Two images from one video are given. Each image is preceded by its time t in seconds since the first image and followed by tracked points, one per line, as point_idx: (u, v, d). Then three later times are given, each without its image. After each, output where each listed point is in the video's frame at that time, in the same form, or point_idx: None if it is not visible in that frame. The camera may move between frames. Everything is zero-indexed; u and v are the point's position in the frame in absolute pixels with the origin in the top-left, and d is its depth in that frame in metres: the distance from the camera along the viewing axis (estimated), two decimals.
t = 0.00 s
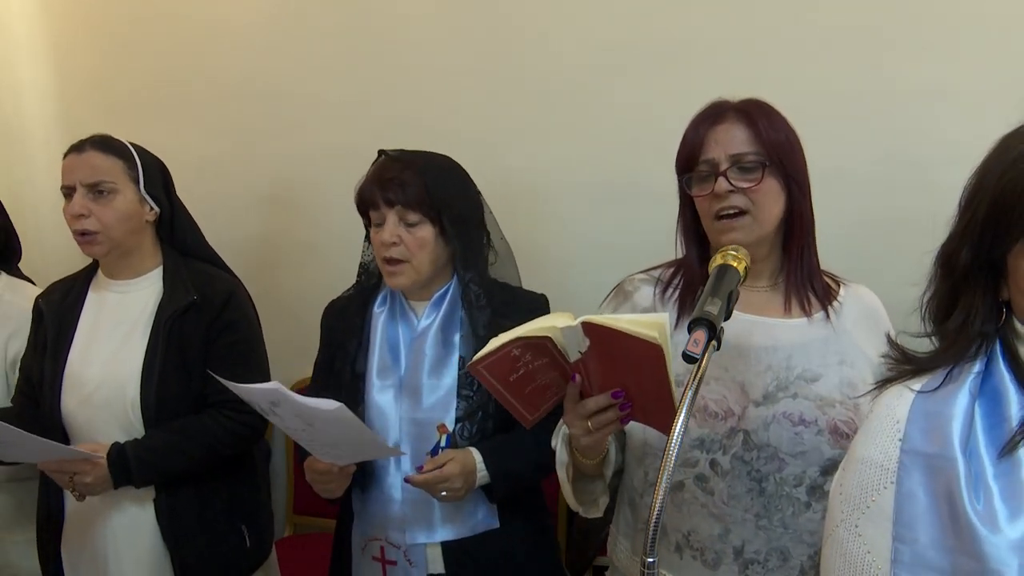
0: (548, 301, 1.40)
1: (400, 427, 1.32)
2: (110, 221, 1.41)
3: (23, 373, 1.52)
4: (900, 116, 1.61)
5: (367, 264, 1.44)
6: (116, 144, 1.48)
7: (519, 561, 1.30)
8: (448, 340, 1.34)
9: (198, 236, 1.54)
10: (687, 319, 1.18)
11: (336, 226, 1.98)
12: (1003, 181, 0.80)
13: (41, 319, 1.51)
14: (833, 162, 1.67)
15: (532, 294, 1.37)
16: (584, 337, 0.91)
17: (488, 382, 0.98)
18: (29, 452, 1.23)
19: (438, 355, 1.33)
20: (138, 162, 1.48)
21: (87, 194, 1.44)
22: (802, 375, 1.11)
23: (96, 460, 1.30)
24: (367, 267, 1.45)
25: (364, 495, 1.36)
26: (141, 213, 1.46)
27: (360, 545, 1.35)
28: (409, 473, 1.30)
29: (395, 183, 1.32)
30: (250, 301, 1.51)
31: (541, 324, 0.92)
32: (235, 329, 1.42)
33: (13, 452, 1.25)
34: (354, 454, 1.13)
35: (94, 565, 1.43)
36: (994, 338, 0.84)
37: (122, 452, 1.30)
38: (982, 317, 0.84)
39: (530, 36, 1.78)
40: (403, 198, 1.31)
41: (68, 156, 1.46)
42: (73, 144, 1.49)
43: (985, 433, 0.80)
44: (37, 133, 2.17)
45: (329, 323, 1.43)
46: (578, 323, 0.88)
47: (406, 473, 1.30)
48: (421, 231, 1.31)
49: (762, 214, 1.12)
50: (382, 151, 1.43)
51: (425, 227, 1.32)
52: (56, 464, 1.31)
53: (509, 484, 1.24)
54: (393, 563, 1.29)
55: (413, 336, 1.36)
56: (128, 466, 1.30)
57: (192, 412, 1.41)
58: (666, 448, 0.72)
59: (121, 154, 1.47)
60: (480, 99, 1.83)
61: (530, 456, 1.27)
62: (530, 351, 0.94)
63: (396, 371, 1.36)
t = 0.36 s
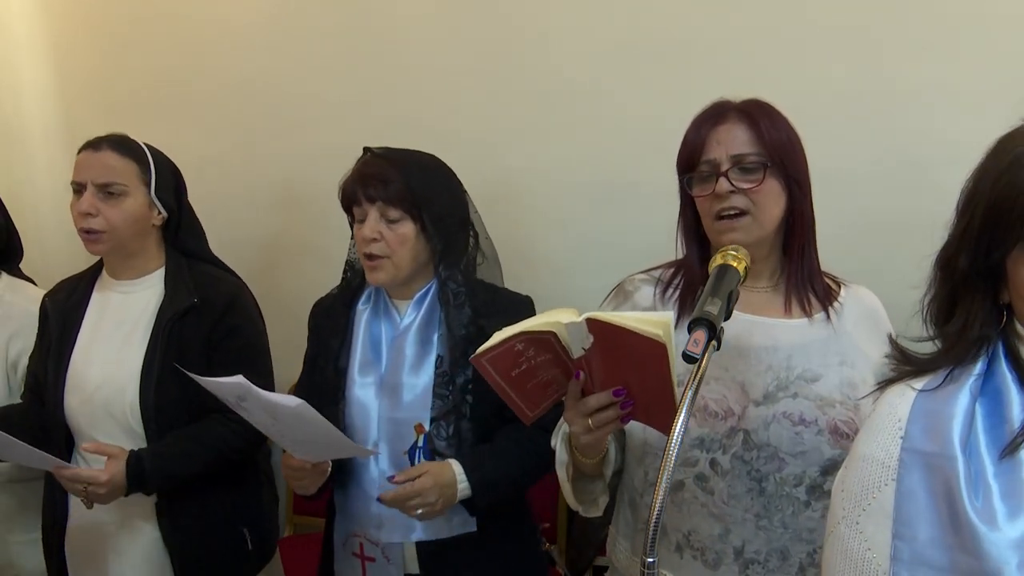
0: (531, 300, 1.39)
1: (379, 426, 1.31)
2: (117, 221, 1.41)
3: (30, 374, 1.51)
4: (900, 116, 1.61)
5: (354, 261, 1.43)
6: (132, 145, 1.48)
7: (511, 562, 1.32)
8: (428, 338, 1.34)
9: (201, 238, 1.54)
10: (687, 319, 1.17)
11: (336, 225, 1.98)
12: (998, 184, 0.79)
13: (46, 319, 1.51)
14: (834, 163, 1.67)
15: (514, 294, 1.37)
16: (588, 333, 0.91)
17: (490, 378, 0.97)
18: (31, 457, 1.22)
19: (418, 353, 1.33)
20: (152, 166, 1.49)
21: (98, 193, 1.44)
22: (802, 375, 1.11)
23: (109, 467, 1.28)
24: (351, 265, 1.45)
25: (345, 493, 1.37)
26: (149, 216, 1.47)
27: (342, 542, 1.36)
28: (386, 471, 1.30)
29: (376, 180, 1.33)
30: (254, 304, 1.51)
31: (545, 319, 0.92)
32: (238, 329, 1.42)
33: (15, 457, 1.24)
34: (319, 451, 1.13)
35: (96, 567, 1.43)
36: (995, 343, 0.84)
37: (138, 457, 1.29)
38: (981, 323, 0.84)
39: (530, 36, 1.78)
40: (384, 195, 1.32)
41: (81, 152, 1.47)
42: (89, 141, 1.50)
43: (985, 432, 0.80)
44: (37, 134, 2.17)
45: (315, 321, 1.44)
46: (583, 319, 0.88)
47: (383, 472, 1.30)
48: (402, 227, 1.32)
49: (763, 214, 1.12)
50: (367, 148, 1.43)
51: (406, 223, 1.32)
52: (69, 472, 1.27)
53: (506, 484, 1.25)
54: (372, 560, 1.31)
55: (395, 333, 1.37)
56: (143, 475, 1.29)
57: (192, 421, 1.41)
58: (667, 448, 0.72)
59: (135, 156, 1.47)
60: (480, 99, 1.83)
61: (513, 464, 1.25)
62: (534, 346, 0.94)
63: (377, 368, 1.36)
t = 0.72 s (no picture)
0: (522, 301, 1.39)
1: (364, 421, 1.32)
2: (127, 223, 1.42)
3: (42, 375, 1.52)
4: (899, 117, 1.61)
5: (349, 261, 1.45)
6: (150, 147, 1.50)
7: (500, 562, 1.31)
8: (416, 336, 1.34)
9: (211, 242, 1.54)
10: (688, 319, 1.17)
11: (336, 225, 1.98)
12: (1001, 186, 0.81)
13: (55, 321, 1.52)
14: (835, 163, 1.67)
15: (505, 295, 1.37)
16: (593, 330, 0.91)
17: (494, 375, 0.95)
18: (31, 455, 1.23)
19: (406, 351, 1.33)
20: (167, 171, 1.50)
21: (111, 194, 1.45)
22: (803, 375, 1.11)
23: (110, 462, 1.29)
24: (347, 265, 1.47)
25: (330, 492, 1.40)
26: (160, 221, 1.47)
27: (333, 540, 1.38)
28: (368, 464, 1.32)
29: (375, 176, 1.34)
30: (260, 308, 1.51)
31: (551, 314, 0.91)
32: (240, 330, 1.42)
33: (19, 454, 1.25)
34: (306, 444, 1.11)
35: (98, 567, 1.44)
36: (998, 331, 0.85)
37: (140, 457, 1.28)
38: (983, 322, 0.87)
39: (530, 36, 1.78)
40: (381, 190, 1.32)
41: (98, 151, 1.48)
42: (106, 141, 1.51)
43: (985, 430, 0.80)
44: (38, 133, 2.16)
45: (310, 319, 1.45)
46: (588, 314, 0.88)
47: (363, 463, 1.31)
48: (396, 224, 1.32)
49: (764, 215, 1.12)
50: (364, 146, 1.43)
51: (401, 220, 1.32)
52: (70, 470, 1.27)
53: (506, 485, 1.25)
54: (364, 556, 1.33)
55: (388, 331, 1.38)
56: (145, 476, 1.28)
57: (191, 423, 1.40)
58: (667, 447, 0.72)
59: (151, 158, 1.48)
60: (481, 99, 1.83)
61: (468, 465, 1.23)
62: (537, 342, 0.94)
63: (369, 365, 1.36)
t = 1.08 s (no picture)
0: (520, 302, 1.39)
1: (355, 419, 1.33)
2: (138, 231, 1.42)
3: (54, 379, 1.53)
4: (898, 117, 1.62)
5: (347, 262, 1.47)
6: (160, 153, 1.50)
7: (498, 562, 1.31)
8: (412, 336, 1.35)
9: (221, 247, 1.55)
10: (688, 318, 1.18)
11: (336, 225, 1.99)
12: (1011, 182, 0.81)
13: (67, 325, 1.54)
14: (835, 163, 1.67)
15: (500, 295, 1.37)
16: (594, 327, 0.91)
17: (495, 370, 0.95)
18: (35, 451, 1.22)
19: (401, 350, 1.34)
20: (177, 177, 1.50)
21: (122, 201, 1.45)
22: (802, 374, 1.12)
23: (110, 454, 1.29)
24: (346, 266, 1.48)
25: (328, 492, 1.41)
26: (170, 226, 1.48)
27: (335, 540, 1.38)
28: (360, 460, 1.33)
29: (376, 178, 1.33)
30: (266, 314, 1.50)
31: (552, 311, 0.92)
32: (246, 335, 1.41)
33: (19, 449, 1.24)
34: (330, 459, 1.12)
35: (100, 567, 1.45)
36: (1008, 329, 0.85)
37: (137, 452, 1.29)
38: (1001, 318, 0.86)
39: (529, 36, 1.78)
40: (384, 193, 1.32)
41: (110, 157, 1.48)
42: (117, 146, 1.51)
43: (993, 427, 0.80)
44: (38, 131, 2.16)
45: (308, 318, 1.45)
46: (590, 312, 0.88)
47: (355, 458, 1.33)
48: (400, 226, 1.33)
49: (765, 215, 1.13)
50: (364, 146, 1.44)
51: (404, 221, 1.33)
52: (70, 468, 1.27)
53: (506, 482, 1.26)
54: (366, 558, 1.33)
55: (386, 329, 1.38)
56: (145, 466, 1.28)
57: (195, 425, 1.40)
58: (667, 447, 0.72)
59: (162, 164, 1.48)
60: (482, 98, 1.84)
61: (451, 464, 1.22)
62: (539, 339, 0.93)
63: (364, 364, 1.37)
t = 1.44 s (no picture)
0: (522, 301, 1.40)
1: (361, 423, 1.33)
2: (141, 243, 1.42)
3: (63, 379, 1.54)
4: (897, 116, 1.62)
5: (347, 264, 1.46)
6: (156, 159, 1.47)
7: (499, 563, 1.31)
8: (417, 337, 1.36)
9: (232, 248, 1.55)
10: (688, 318, 1.18)
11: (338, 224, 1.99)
12: None
13: (75, 324, 1.55)
14: (835, 163, 1.67)
15: (504, 295, 1.37)
16: (594, 327, 0.90)
17: (497, 373, 0.95)
18: (44, 442, 1.22)
19: (406, 351, 1.34)
20: (175, 182, 1.48)
21: (121, 213, 1.44)
22: (801, 374, 1.12)
23: (117, 450, 1.30)
24: (346, 267, 1.48)
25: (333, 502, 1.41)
26: (175, 232, 1.47)
27: (341, 545, 1.39)
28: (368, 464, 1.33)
29: (382, 181, 1.33)
30: (273, 316, 1.50)
31: (552, 313, 0.92)
32: (251, 338, 1.42)
33: (24, 442, 1.25)
34: (351, 466, 1.12)
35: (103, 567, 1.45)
36: None
37: (142, 447, 1.30)
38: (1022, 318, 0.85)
39: (530, 36, 1.78)
40: (391, 196, 1.32)
41: (105, 168, 1.46)
42: (111, 153, 1.48)
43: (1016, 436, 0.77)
44: (38, 130, 2.16)
45: (310, 322, 1.45)
46: (589, 314, 0.88)
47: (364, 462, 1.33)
48: (407, 229, 1.33)
49: (764, 215, 1.13)
50: (366, 148, 1.44)
51: (411, 225, 1.34)
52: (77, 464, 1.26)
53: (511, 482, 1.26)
54: (372, 561, 1.33)
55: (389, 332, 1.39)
56: (151, 464, 1.29)
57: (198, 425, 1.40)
58: (667, 447, 0.72)
59: (159, 171, 1.46)
60: (482, 98, 1.84)
61: (460, 464, 1.23)
62: (539, 341, 0.94)
63: (368, 368, 1.38)
